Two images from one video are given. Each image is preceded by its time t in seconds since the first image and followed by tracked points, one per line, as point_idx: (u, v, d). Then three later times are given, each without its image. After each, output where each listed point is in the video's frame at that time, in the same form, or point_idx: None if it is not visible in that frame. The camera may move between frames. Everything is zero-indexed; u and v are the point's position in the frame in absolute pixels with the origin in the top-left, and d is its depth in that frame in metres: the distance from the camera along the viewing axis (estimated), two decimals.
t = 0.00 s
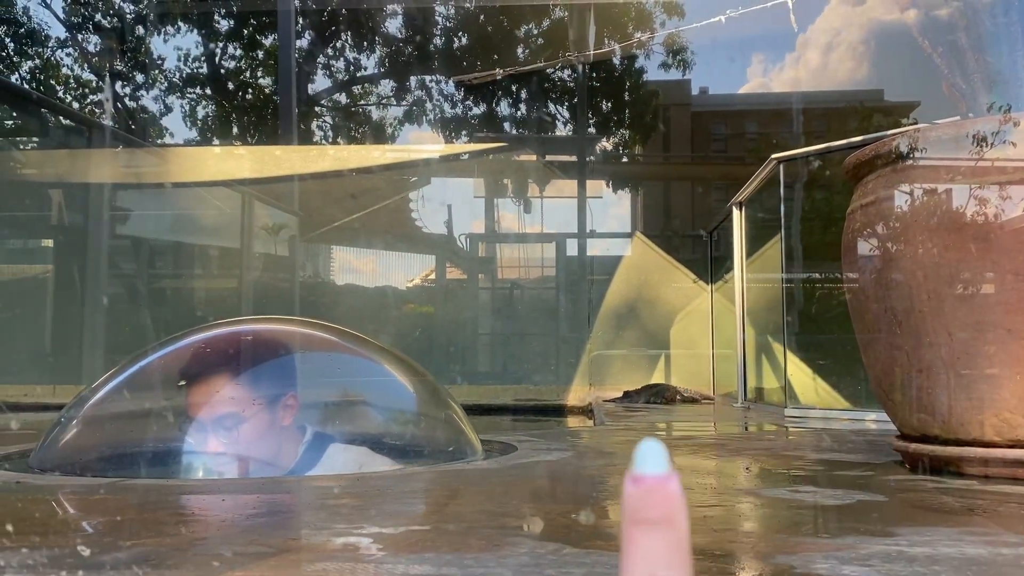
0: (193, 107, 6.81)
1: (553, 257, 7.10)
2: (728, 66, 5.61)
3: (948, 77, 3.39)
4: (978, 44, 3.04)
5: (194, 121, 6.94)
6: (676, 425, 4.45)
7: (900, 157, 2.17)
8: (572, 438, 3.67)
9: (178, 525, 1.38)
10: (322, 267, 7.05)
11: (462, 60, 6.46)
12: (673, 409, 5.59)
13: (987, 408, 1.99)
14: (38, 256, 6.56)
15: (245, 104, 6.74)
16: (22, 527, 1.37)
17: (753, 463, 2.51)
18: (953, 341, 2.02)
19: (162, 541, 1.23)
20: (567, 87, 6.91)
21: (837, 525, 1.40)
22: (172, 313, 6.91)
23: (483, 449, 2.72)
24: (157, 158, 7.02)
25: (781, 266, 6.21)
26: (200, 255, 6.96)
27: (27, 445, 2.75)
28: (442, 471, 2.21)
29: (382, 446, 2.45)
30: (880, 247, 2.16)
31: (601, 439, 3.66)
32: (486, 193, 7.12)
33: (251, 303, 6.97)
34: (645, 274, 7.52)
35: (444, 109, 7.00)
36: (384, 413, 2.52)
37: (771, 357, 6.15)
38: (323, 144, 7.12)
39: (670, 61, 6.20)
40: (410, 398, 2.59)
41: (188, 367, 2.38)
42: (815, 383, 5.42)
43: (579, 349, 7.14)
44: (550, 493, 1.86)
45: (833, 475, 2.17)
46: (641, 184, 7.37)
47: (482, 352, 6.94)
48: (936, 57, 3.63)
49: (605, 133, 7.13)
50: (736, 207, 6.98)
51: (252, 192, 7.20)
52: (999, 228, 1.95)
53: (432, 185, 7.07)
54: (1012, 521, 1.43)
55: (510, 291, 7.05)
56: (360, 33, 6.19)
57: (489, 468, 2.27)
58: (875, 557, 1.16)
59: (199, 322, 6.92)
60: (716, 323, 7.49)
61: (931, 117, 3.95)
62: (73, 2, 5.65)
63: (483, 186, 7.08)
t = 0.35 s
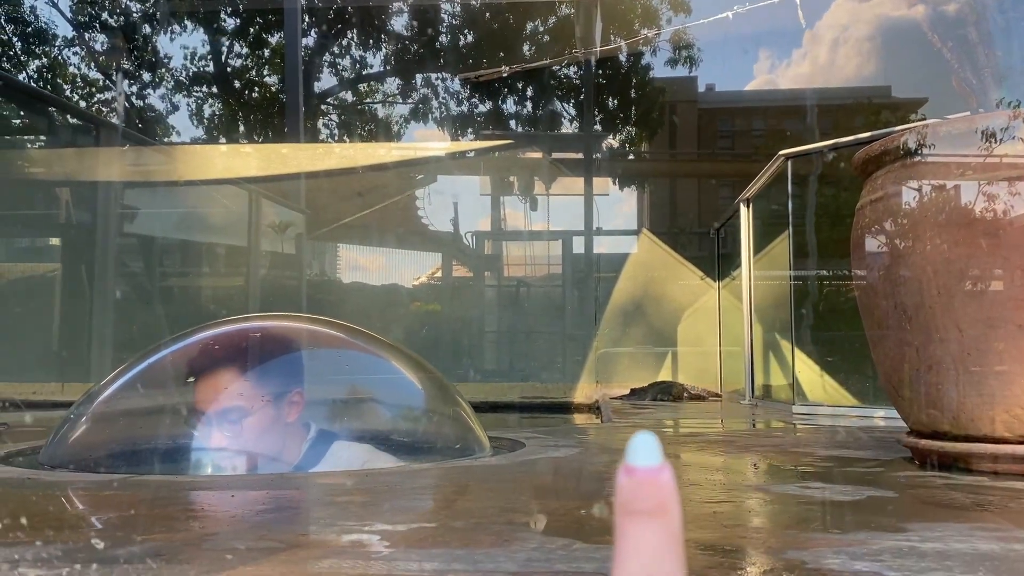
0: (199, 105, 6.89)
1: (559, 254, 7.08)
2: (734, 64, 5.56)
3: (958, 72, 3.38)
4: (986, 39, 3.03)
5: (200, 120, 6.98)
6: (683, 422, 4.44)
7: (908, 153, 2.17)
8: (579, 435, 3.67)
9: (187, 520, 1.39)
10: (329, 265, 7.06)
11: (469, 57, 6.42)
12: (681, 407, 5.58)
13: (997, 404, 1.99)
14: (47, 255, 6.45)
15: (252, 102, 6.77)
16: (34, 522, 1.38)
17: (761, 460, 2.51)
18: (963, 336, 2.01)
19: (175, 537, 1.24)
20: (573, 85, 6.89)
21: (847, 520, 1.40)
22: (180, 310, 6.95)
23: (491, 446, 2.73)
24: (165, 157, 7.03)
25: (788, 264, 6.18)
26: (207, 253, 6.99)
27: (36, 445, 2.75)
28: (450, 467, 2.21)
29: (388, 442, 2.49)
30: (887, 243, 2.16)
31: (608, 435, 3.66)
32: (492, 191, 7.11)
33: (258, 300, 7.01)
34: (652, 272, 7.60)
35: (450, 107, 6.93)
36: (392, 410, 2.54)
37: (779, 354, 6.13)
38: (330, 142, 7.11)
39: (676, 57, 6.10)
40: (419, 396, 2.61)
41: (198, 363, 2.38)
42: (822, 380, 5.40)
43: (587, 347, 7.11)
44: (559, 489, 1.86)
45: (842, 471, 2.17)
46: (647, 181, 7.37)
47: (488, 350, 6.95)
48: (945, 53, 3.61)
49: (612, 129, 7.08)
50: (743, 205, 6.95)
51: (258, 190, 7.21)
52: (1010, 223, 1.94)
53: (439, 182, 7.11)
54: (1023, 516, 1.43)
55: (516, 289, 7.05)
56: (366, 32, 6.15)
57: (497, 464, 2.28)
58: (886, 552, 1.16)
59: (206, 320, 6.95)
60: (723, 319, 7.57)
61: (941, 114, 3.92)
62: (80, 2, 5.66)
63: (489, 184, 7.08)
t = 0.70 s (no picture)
0: (206, 103, 6.82)
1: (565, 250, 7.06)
2: (742, 57, 5.55)
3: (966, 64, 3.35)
4: (994, 31, 3.01)
5: (207, 117, 6.92)
6: (690, 417, 4.44)
7: (916, 147, 2.16)
8: (586, 430, 3.68)
9: (196, 515, 1.40)
10: (336, 261, 7.08)
11: (476, 53, 6.41)
12: (688, 402, 5.58)
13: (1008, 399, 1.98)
14: (55, 251, 6.65)
15: (259, 99, 6.71)
16: (43, 517, 1.39)
17: (768, 455, 2.50)
18: (973, 330, 2.00)
19: (183, 532, 1.25)
20: (579, 80, 6.79)
21: (856, 515, 1.39)
22: (189, 306, 6.98)
23: (498, 441, 2.73)
24: (173, 154, 7.05)
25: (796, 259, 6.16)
26: (215, 250, 7.01)
27: (45, 440, 2.77)
28: (457, 462, 2.22)
29: (397, 438, 2.56)
30: (896, 238, 2.14)
31: (615, 431, 3.66)
32: (498, 186, 7.14)
33: (266, 297, 7.04)
34: (658, 267, 7.55)
35: (456, 104, 6.93)
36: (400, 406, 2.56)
37: (787, 349, 6.12)
38: (336, 138, 7.10)
39: (683, 52, 6.10)
40: (427, 392, 2.63)
41: (205, 359, 2.39)
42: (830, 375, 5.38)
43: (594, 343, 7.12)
44: (567, 484, 1.86)
45: (850, 466, 2.16)
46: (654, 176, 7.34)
47: (495, 346, 6.96)
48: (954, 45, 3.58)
49: (618, 125, 7.08)
50: (750, 199, 6.91)
51: (265, 187, 7.22)
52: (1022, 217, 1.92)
53: (446, 179, 7.09)
54: None
55: (523, 285, 7.04)
56: (372, 27, 6.18)
57: (505, 459, 2.28)
58: (896, 547, 1.15)
59: (214, 316, 6.97)
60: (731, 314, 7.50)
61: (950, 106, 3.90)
62: None
63: (495, 181, 7.11)
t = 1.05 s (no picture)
0: (213, 99, 6.81)
1: (573, 244, 6.97)
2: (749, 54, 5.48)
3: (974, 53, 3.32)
4: (1002, 20, 2.98)
5: (214, 113, 6.89)
6: (697, 411, 4.42)
7: (923, 139, 2.12)
8: (592, 424, 3.67)
9: (191, 511, 1.39)
10: (343, 257, 7.07)
11: (480, 49, 6.40)
12: (694, 396, 5.56)
13: (1014, 391, 1.97)
14: (62, 247, 6.68)
15: (265, 96, 6.73)
16: (38, 513, 1.39)
17: (774, 449, 2.49)
18: (981, 322, 1.98)
19: (178, 528, 1.24)
20: (586, 75, 6.75)
21: (860, 510, 1.38)
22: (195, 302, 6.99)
23: (501, 435, 2.74)
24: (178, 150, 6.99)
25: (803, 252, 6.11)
26: (222, 246, 6.99)
27: (49, 434, 2.78)
28: (459, 458, 2.21)
29: (399, 434, 2.49)
30: (904, 231, 2.10)
31: (620, 425, 3.66)
32: (506, 181, 7.01)
33: (273, 293, 7.05)
34: (665, 263, 7.94)
35: (463, 98, 6.92)
36: (401, 401, 2.54)
37: (793, 343, 6.09)
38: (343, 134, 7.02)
39: (690, 45, 6.09)
40: (428, 386, 2.60)
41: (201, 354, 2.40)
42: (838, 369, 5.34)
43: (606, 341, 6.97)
44: (569, 479, 1.85)
45: (856, 460, 2.14)
46: (662, 170, 7.51)
47: (502, 342, 6.93)
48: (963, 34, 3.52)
49: (625, 118, 7.02)
50: (757, 192, 6.86)
51: (271, 182, 7.20)
52: None
53: (452, 174, 7.05)
54: None
55: (530, 281, 6.99)
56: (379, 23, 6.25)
57: (507, 454, 2.28)
58: (899, 543, 1.14)
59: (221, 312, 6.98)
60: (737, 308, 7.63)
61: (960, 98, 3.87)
62: None
63: (502, 175, 6.98)
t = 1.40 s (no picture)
0: (225, 95, 6.68)
1: (583, 239, 7.05)
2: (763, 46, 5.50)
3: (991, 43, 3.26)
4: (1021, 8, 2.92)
5: (226, 110, 6.87)
6: (709, 406, 4.40)
7: (938, 131, 2.09)
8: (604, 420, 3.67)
9: (200, 507, 1.39)
10: (354, 252, 7.10)
11: (492, 43, 6.17)
12: (706, 391, 5.53)
13: None
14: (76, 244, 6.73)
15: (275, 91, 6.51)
16: (43, 509, 1.39)
17: (788, 443, 2.47)
18: (999, 315, 1.95)
19: (185, 525, 1.24)
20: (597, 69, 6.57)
21: (877, 507, 1.36)
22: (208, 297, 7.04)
23: (512, 431, 2.74)
24: (191, 145, 7.09)
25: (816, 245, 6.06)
26: (234, 241, 7.08)
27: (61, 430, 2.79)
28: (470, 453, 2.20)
29: (408, 429, 2.54)
30: (918, 224, 2.08)
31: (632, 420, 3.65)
32: (516, 176, 7.07)
33: (284, 287, 7.12)
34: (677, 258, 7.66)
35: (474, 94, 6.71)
36: (411, 396, 2.57)
37: (807, 338, 6.04)
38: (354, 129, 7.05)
39: (701, 38, 5.97)
40: (439, 380, 2.62)
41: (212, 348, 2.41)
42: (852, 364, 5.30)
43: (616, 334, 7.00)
44: (581, 474, 1.84)
45: (871, 455, 2.13)
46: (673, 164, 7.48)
47: (513, 338, 6.94)
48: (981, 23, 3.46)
49: (637, 113, 7.01)
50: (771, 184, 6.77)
51: (284, 177, 7.20)
52: None
53: (464, 168, 7.09)
54: None
55: (541, 275, 7.02)
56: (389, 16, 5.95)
57: (518, 450, 2.27)
58: (917, 541, 1.12)
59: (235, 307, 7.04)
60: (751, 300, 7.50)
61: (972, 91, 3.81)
62: None
63: (513, 170, 7.04)
